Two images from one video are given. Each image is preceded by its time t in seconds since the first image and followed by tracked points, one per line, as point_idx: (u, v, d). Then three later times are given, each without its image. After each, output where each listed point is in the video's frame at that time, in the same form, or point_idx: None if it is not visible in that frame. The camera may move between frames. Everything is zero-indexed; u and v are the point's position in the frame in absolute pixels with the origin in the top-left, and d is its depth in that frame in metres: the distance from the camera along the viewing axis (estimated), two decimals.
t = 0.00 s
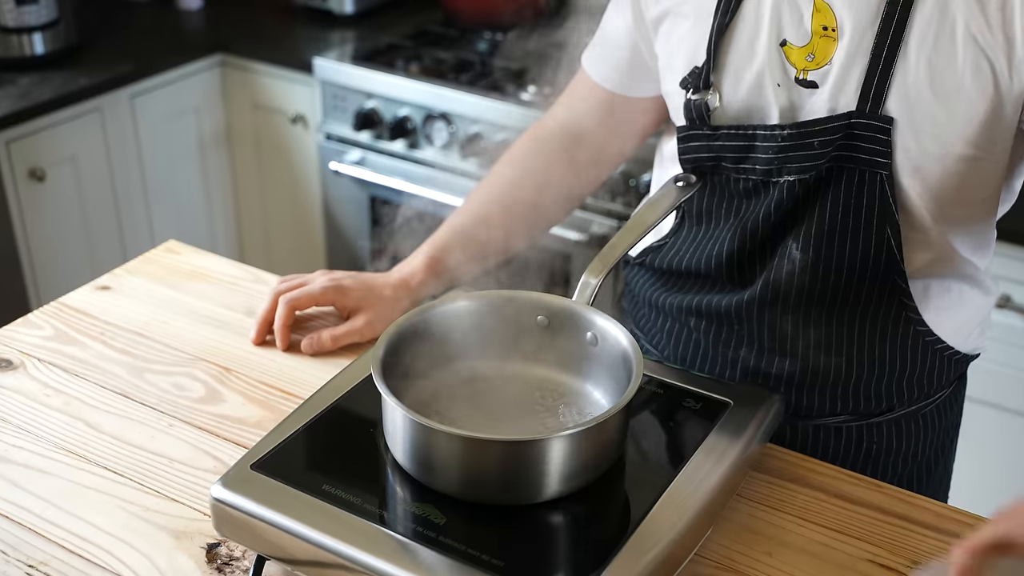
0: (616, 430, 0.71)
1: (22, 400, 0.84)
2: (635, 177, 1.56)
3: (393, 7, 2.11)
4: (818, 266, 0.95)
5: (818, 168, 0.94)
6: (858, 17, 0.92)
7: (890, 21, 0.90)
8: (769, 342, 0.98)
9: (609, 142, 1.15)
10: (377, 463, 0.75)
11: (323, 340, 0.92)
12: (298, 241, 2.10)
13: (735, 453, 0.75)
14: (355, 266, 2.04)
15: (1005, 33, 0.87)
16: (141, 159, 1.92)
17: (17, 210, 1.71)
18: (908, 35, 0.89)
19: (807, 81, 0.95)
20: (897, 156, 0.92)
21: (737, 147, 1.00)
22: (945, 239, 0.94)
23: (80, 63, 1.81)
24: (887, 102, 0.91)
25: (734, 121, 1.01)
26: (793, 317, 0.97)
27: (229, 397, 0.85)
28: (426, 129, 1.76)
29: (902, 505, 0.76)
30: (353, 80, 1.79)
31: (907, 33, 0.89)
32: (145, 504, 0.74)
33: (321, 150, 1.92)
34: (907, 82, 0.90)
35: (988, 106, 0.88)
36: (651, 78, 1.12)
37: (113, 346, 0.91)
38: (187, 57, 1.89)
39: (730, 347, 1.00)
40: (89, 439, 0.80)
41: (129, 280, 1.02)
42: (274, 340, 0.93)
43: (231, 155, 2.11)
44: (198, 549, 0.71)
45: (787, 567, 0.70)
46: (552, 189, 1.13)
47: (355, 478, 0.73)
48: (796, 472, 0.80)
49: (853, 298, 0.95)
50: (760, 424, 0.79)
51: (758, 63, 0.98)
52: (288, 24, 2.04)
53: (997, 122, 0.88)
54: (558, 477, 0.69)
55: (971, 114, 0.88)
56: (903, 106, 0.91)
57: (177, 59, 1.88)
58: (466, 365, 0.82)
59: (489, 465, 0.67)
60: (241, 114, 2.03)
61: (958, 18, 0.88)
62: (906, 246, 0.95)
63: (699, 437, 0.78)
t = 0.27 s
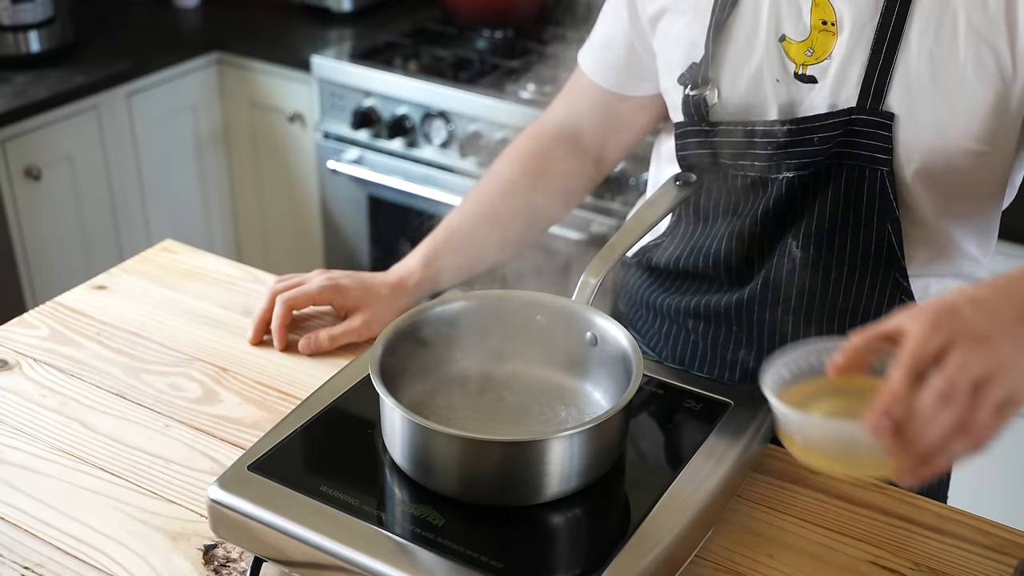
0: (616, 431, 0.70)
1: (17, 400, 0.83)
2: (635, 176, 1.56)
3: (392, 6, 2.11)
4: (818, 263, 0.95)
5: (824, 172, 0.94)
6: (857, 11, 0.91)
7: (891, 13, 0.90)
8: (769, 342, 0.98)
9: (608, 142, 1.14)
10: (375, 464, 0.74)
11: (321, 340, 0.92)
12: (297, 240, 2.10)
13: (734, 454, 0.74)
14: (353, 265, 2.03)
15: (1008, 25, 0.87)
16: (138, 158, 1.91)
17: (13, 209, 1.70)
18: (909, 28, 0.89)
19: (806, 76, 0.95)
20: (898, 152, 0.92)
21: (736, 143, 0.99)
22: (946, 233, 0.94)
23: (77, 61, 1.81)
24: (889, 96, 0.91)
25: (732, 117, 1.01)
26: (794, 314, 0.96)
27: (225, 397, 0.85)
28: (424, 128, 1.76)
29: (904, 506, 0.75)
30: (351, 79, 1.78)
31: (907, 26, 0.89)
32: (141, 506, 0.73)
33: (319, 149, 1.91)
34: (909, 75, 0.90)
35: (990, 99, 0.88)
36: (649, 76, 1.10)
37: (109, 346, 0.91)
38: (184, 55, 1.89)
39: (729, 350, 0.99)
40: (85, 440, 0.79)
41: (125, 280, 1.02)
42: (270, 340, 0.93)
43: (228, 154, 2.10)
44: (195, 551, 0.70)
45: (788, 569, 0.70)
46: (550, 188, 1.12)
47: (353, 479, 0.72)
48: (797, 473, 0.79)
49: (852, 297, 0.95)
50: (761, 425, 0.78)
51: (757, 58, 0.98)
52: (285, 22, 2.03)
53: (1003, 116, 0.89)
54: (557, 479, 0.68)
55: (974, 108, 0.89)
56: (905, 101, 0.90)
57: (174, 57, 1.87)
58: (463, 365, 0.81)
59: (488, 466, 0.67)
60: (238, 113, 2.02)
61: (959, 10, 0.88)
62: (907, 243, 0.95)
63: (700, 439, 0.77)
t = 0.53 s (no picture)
0: (617, 432, 0.70)
1: (14, 402, 0.83)
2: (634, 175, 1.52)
3: (390, 4, 2.10)
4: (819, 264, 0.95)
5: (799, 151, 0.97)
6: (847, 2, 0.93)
7: (880, 5, 0.91)
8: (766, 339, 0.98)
9: (607, 142, 1.14)
10: (373, 465, 0.74)
11: (320, 340, 0.91)
12: (294, 239, 2.09)
13: (734, 458, 0.74)
14: (351, 264, 2.02)
15: (993, 14, 0.87)
16: (135, 158, 1.91)
17: (9, 209, 1.70)
18: (897, 19, 0.90)
19: (796, 67, 0.96)
20: (889, 144, 0.94)
21: (724, 134, 1.00)
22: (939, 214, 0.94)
23: (73, 60, 1.80)
24: (878, 87, 0.93)
25: (723, 109, 1.02)
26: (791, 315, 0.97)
27: (224, 398, 0.84)
28: (423, 127, 1.75)
29: (907, 507, 0.75)
30: (350, 78, 1.78)
31: (895, 16, 0.91)
32: (139, 508, 0.72)
33: (318, 148, 1.91)
34: (896, 67, 0.91)
35: (979, 87, 0.89)
36: (646, 75, 1.11)
37: (106, 347, 0.90)
38: (182, 54, 1.88)
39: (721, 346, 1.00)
40: (82, 442, 0.79)
41: (122, 280, 1.01)
42: (269, 340, 0.92)
43: (226, 153, 2.10)
44: (193, 554, 0.69)
45: (790, 571, 0.69)
46: (547, 188, 1.11)
47: (352, 481, 0.72)
48: (798, 475, 0.78)
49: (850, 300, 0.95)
50: (764, 426, 0.77)
51: (747, 50, 0.99)
52: (283, 20, 2.03)
53: (991, 103, 0.89)
54: (558, 480, 0.68)
55: (961, 96, 0.89)
56: (893, 91, 0.92)
57: (172, 56, 1.86)
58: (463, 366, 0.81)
59: (489, 468, 0.66)
60: (236, 111, 2.02)
61: None
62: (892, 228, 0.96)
63: (699, 439, 0.77)
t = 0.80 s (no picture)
0: (618, 434, 0.69)
1: (10, 403, 0.82)
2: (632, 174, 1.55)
3: (389, 2, 2.09)
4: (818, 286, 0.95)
5: (789, 157, 0.96)
6: None
7: None
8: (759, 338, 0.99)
9: (602, 142, 1.13)
10: (373, 467, 0.73)
11: (319, 340, 0.91)
12: (292, 237, 2.09)
13: (735, 461, 0.73)
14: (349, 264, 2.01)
15: None
16: (132, 157, 1.90)
17: (6, 208, 1.69)
18: (878, 11, 0.90)
19: (780, 59, 0.96)
20: (874, 133, 0.93)
21: (711, 129, 1.00)
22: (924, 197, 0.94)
23: (69, 58, 1.79)
24: (861, 77, 0.92)
25: (709, 104, 1.02)
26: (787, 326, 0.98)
27: (221, 400, 0.83)
28: (422, 126, 1.75)
29: (909, 510, 0.74)
30: (348, 76, 1.77)
31: (876, 10, 0.90)
32: (136, 510, 0.72)
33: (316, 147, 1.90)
34: (878, 58, 0.90)
35: (963, 72, 0.88)
36: (639, 75, 1.10)
37: (103, 347, 0.90)
38: (179, 53, 1.88)
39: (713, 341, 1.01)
40: (79, 444, 0.78)
41: (119, 280, 1.01)
42: (268, 341, 0.91)
43: (224, 152, 2.09)
44: (190, 556, 0.69)
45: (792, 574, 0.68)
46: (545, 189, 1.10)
47: (350, 483, 0.71)
48: (801, 476, 0.78)
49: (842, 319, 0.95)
50: (765, 428, 0.77)
51: (732, 44, 0.99)
52: (281, 18, 2.02)
53: (971, 91, 0.88)
54: (558, 483, 0.67)
55: (939, 80, 0.88)
56: (877, 83, 0.91)
57: (169, 54, 1.86)
58: (462, 368, 0.80)
59: (489, 470, 0.65)
60: (234, 110, 2.01)
61: None
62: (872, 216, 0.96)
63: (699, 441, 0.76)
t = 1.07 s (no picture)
0: (618, 434, 0.68)
1: (6, 404, 0.82)
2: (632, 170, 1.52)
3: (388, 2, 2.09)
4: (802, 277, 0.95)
5: (788, 153, 0.96)
6: None
7: None
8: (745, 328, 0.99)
9: (595, 140, 1.12)
10: (372, 468, 0.72)
11: (317, 341, 0.90)
12: (289, 237, 2.08)
13: (734, 465, 0.72)
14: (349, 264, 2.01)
15: None
16: (130, 157, 1.90)
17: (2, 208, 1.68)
18: (859, 6, 0.90)
19: (764, 53, 0.96)
20: (859, 125, 0.92)
21: (698, 123, 0.99)
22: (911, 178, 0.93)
23: (66, 57, 1.79)
24: (845, 70, 0.92)
25: (694, 99, 1.01)
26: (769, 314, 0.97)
27: (219, 401, 0.83)
28: (422, 125, 1.74)
29: (912, 512, 0.74)
30: (347, 75, 1.76)
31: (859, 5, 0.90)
32: (132, 511, 0.71)
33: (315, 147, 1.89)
34: (860, 50, 0.91)
35: (947, 61, 0.87)
36: (625, 73, 1.10)
37: (100, 348, 0.89)
38: (177, 52, 1.87)
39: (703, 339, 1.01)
40: (75, 445, 0.77)
41: (116, 281, 1.00)
42: (266, 342, 0.91)
43: (222, 151, 2.09)
44: (188, 558, 0.68)
45: None
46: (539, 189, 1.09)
47: (348, 484, 0.71)
48: (804, 478, 0.77)
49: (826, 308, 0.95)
50: (767, 428, 0.77)
51: (716, 38, 0.98)
52: (279, 17, 2.01)
53: (958, 82, 0.88)
54: (558, 484, 0.67)
55: (921, 70, 0.89)
56: (861, 74, 0.91)
57: (167, 53, 1.85)
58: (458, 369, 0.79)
59: (489, 471, 0.65)
60: (232, 109, 2.01)
61: None
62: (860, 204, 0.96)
63: (699, 443, 0.75)
